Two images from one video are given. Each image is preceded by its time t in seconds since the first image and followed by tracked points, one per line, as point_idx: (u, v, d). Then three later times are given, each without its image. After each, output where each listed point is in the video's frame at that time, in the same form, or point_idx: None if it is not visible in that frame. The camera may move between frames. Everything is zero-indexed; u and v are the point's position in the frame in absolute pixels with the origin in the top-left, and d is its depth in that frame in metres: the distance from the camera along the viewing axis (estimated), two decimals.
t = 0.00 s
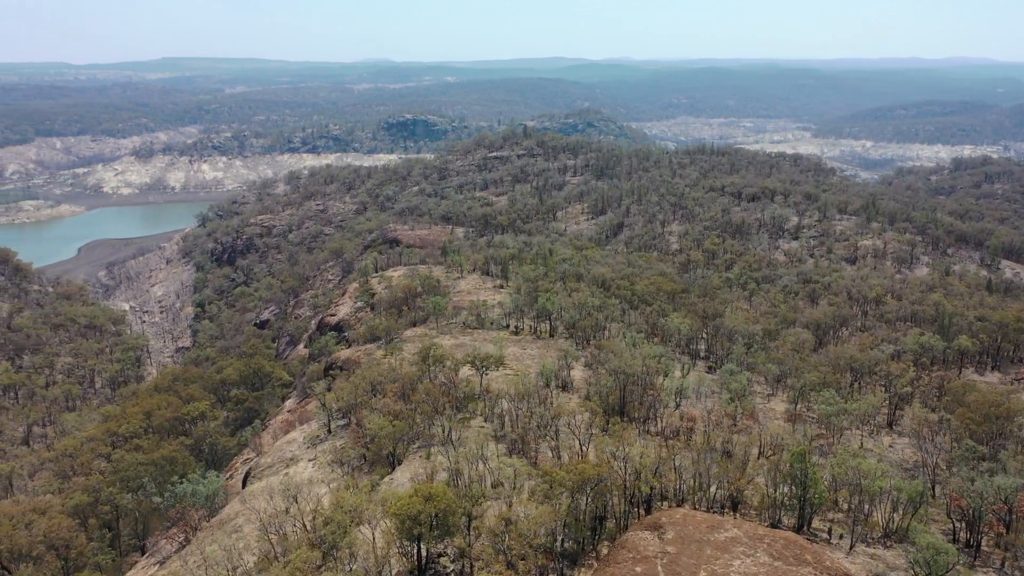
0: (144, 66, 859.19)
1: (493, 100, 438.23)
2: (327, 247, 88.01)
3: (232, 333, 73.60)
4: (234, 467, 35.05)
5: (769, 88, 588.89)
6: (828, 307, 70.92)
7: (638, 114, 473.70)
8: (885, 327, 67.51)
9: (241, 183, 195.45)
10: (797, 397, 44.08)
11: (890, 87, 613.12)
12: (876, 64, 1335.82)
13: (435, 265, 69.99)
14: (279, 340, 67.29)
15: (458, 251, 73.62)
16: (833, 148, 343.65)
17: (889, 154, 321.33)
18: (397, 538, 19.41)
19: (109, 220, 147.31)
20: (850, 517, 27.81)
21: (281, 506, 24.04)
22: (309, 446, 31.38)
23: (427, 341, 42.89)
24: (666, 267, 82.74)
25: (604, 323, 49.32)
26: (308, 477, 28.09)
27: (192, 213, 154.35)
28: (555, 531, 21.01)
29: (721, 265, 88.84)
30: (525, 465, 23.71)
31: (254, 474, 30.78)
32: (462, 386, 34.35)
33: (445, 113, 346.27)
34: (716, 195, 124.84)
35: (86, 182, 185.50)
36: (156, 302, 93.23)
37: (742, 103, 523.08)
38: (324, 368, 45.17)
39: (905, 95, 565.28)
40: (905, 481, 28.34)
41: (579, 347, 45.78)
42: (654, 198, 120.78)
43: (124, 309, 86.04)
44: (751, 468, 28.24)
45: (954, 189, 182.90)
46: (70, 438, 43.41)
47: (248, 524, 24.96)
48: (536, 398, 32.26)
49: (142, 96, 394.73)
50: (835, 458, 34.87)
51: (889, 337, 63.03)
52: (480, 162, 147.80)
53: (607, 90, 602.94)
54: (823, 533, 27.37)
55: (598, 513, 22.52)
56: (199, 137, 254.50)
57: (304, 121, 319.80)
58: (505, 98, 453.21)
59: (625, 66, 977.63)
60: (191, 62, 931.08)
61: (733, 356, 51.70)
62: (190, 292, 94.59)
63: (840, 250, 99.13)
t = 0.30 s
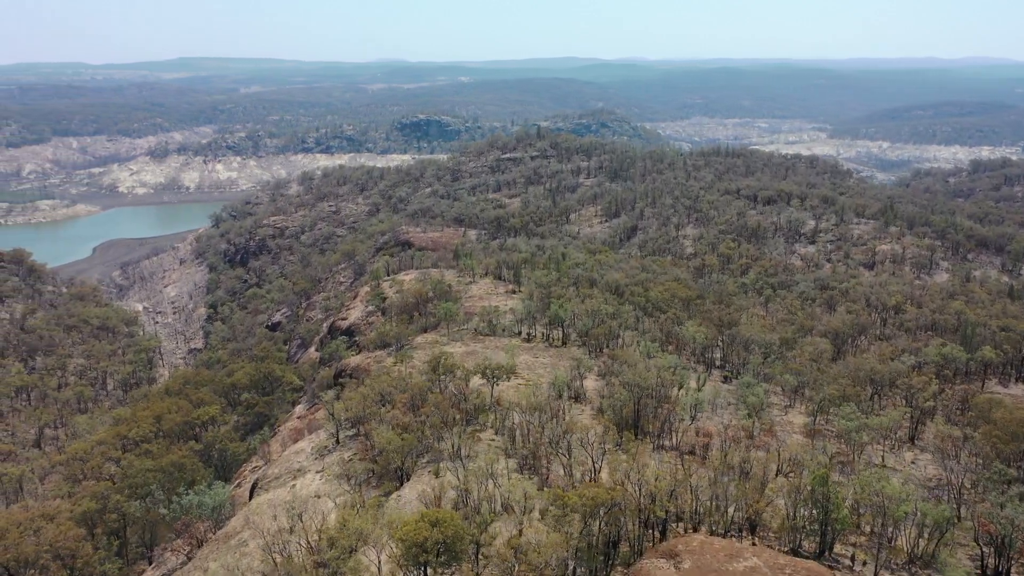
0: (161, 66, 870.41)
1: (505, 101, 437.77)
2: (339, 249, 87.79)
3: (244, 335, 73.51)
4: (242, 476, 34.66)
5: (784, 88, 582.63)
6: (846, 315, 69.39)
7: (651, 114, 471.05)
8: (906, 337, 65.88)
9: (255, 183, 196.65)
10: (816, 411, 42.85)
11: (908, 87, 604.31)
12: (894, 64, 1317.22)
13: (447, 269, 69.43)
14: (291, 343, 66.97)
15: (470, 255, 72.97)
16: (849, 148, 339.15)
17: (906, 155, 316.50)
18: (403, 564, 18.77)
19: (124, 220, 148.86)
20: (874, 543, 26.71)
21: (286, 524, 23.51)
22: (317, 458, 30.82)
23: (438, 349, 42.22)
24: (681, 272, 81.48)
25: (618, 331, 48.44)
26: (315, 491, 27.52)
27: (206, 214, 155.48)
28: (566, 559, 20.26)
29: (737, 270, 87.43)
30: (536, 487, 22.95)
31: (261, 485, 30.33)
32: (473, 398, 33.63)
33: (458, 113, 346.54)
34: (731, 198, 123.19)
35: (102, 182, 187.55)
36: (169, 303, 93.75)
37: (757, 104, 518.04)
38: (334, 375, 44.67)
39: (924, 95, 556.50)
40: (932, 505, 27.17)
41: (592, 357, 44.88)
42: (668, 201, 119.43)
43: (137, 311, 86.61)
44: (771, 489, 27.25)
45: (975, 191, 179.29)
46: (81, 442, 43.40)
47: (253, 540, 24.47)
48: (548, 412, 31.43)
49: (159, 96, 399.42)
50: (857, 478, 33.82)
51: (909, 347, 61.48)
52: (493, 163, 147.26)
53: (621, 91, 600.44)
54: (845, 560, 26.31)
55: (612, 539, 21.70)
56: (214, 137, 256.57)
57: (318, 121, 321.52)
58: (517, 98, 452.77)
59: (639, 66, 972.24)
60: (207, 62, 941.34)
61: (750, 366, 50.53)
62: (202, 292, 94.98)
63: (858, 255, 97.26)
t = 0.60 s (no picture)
0: (176, 66, 881.24)
1: (516, 101, 437.11)
2: (350, 251, 87.53)
3: (254, 337, 73.42)
4: (248, 485, 34.26)
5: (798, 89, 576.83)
6: (863, 323, 68.00)
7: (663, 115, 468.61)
8: (925, 347, 64.34)
9: (267, 183, 197.64)
10: (835, 426, 41.68)
11: (924, 88, 596.58)
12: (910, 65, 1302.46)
13: (458, 273, 68.79)
14: (301, 346, 66.65)
15: (480, 258, 72.27)
16: (863, 150, 335.04)
17: (921, 156, 312.24)
18: None
19: (137, 220, 150.12)
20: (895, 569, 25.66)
21: (288, 542, 22.99)
22: (323, 469, 30.27)
23: (446, 358, 41.60)
24: (693, 277, 80.44)
25: (630, 339, 47.63)
26: (320, 506, 27.02)
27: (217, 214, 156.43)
28: None
29: (750, 276, 86.12)
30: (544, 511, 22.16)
31: (265, 496, 29.84)
32: (483, 409, 32.89)
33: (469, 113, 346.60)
34: (745, 202, 121.69)
35: (115, 182, 189.34)
36: (180, 304, 94.19)
37: (771, 104, 513.41)
38: (342, 382, 44.02)
39: (940, 96, 548.77)
40: (954, 530, 26.07)
41: (604, 367, 44.07)
42: (681, 204, 118.17)
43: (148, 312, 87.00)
44: (788, 512, 26.23)
45: (993, 193, 176.02)
46: (89, 446, 43.36)
47: (256, 556, 24.07)
48: (558, 425, 30.67)
49: (173, 96, 403.46)
50: (877, 497, 32.73)
51: (928, 357, 60.00)
52: (505, 164, 146.79)
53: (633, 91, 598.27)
54: None
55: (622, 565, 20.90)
56: (227, 137, 258.52)
57: (330, 121, 322.88)
58: (527, 99, 452.14)
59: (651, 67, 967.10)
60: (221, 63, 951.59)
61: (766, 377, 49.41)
62: (213, 293, 95.25)
63: (874, 260, 95.54)
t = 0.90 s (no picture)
0: (190, 66, 889.49)
1: (527, 102, 436.63)
2: (360, 253, 87.25)
3: (264, 340, 73.34)
4: (253, 494, 33.85)
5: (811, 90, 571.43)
6: (880, 332, 66.55)
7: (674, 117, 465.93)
8: (945, 357, 62.87)
9: (278, 184, 198.49)
10: (853, 441, 40.63)
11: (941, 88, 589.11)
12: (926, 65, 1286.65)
13: (468, 277, 68.25)
14: (310, 349, 66.35)
15: (490, 263, 71.68)
16: (878, 151, 331.00)
17: (936, 158, 307.96)
18: None
19: (150, 220, 151.22)
20: None
21: (291, 560, 22.49)
22: (329, 481, 29.72)
23: (455, 368, 40.99)
24: (706, 283, 79.27)
25: (642, 348, 46.75)
26: (325, 520, 26.50)
27: (229, 214, 157.26)
28: None
29: (764, 281, 84.81)
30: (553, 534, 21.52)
31: (271, 506, 29.41)
32: (492, 422, 32.25)
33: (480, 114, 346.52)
34: (759, 206, 120.13)
35: (128, 182, 191.05)
36: (191, 305, 94.53)
37: (784, 105, 508.90)
38: (350, 389, 43.54)
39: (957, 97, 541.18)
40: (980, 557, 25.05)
41: (616, 377, 43.26)
42: (694, 207, 116.92)
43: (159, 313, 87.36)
44: (805, 536, 25.33)
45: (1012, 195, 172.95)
46: (97, 450, 43.31)
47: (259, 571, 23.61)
48: (568, 440, 29.95)
49: (186, 96, 407.14)
50: (898, 518, 31.67)
51: (948, 368, 58.58)
52: (516, 166, 146.15)
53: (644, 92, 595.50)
54: None
55: None
56: (239, 137, 260.18)
57: (341, 121, 324.22)
58: (538, 99, 451.29)
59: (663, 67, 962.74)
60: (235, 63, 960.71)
61: (781, 388, 48.36)
62: (224, 295, 95.46)
63: (890, 266, 93.80)
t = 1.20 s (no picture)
0: (205, 66, 899.34)
1: (538, 102, 436.05)
2: (370, 256, 87.04)
3: (274, 342, 73.29)
4: (259, 503, 33.48)
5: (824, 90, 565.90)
6: (897, 340, 65.14)
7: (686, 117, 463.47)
8: (965, 367, 61.37)
9: (290, 184, 199.33)
10: (871, 456, 39.55)
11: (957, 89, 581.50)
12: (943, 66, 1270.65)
13: (478, 281, 67.75)
14: (320, 351, 66.09)
15: (501, 267, 71.09)
16: (892, 152, 327.12)
17: (950, 159, 303.82)
18: None
19: (162, 220, 152.35)
20: None
21: None
22: (335, 493, 29.29)
23: (464, 376, 40.36)
24: (719, 288, 78.18)
25: (655, 356, 45.93)
26: (331, 533, 26.08)
27: (240, 214, 158.16)
28: None
29: (778, 287, 83.51)
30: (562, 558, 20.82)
31: (277, 517, 29.06)
32: (501, 433, 31.62)
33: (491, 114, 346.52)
34: (773, 209, 118.55)
35: (141, 182, 192.73)
36: (202, 306, 94.92)
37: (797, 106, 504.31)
38: (358, 396, 43.10)
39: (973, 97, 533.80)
40: None
41: (627, 387, 42.48)
42: (706, 210, 115.72)
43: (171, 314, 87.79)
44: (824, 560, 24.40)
45: None
46: (106, 454, 43.33)
47: None
48: (579, 454, 29.25)
49: (200, 96, 410.88)
50: (918, 539, 30.64)
51: (968, 378, 57.13)
52: (527, 168, 145.54)
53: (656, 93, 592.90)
54: None
55: None
56: (252, 137, 261.88)
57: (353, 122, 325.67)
58: (549, 99, 450.50)
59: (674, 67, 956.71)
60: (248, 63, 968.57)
61: (796, 398, 47.31)
62: (235, 296, 95.72)
63: (907, 271, 92.09)
